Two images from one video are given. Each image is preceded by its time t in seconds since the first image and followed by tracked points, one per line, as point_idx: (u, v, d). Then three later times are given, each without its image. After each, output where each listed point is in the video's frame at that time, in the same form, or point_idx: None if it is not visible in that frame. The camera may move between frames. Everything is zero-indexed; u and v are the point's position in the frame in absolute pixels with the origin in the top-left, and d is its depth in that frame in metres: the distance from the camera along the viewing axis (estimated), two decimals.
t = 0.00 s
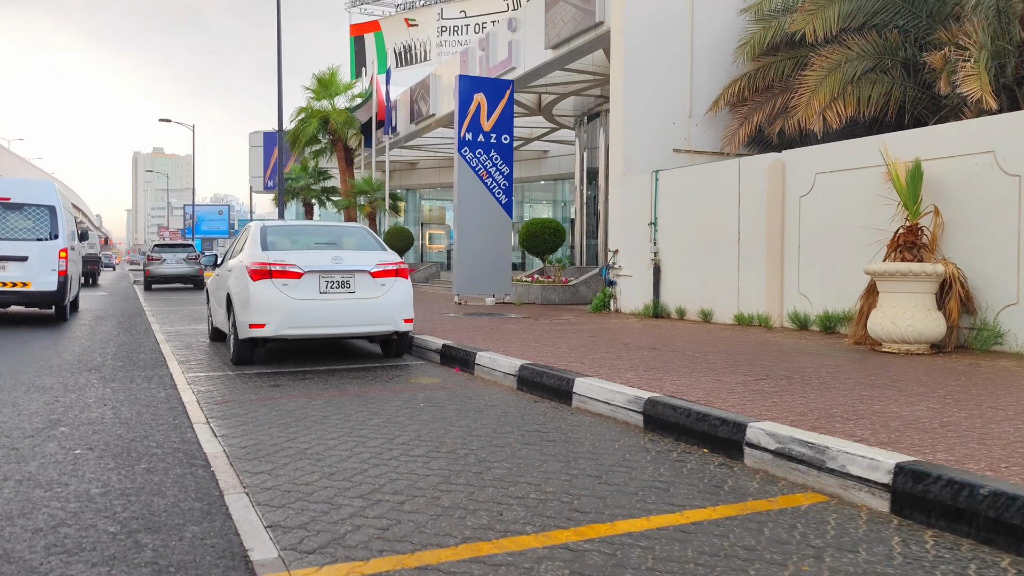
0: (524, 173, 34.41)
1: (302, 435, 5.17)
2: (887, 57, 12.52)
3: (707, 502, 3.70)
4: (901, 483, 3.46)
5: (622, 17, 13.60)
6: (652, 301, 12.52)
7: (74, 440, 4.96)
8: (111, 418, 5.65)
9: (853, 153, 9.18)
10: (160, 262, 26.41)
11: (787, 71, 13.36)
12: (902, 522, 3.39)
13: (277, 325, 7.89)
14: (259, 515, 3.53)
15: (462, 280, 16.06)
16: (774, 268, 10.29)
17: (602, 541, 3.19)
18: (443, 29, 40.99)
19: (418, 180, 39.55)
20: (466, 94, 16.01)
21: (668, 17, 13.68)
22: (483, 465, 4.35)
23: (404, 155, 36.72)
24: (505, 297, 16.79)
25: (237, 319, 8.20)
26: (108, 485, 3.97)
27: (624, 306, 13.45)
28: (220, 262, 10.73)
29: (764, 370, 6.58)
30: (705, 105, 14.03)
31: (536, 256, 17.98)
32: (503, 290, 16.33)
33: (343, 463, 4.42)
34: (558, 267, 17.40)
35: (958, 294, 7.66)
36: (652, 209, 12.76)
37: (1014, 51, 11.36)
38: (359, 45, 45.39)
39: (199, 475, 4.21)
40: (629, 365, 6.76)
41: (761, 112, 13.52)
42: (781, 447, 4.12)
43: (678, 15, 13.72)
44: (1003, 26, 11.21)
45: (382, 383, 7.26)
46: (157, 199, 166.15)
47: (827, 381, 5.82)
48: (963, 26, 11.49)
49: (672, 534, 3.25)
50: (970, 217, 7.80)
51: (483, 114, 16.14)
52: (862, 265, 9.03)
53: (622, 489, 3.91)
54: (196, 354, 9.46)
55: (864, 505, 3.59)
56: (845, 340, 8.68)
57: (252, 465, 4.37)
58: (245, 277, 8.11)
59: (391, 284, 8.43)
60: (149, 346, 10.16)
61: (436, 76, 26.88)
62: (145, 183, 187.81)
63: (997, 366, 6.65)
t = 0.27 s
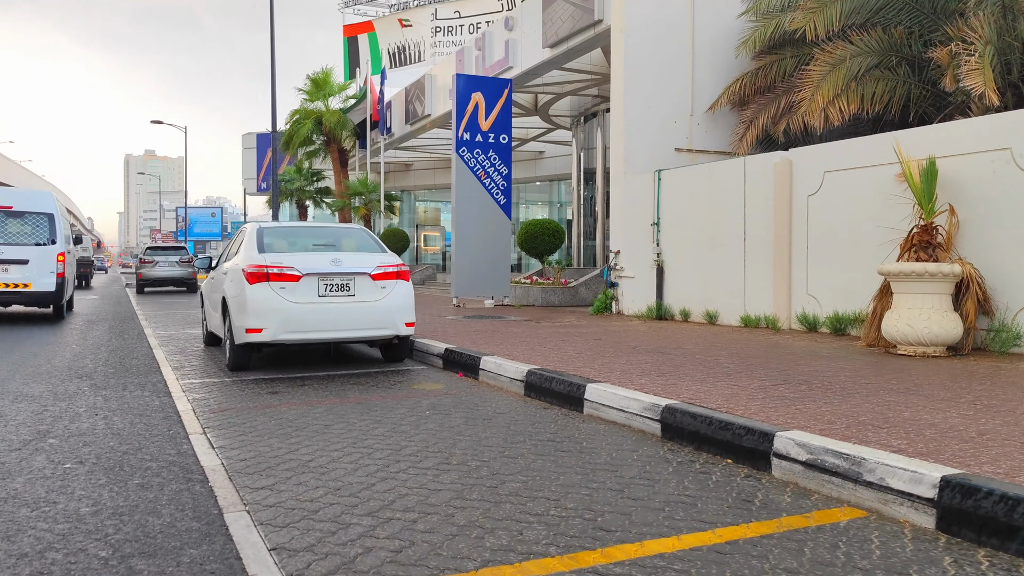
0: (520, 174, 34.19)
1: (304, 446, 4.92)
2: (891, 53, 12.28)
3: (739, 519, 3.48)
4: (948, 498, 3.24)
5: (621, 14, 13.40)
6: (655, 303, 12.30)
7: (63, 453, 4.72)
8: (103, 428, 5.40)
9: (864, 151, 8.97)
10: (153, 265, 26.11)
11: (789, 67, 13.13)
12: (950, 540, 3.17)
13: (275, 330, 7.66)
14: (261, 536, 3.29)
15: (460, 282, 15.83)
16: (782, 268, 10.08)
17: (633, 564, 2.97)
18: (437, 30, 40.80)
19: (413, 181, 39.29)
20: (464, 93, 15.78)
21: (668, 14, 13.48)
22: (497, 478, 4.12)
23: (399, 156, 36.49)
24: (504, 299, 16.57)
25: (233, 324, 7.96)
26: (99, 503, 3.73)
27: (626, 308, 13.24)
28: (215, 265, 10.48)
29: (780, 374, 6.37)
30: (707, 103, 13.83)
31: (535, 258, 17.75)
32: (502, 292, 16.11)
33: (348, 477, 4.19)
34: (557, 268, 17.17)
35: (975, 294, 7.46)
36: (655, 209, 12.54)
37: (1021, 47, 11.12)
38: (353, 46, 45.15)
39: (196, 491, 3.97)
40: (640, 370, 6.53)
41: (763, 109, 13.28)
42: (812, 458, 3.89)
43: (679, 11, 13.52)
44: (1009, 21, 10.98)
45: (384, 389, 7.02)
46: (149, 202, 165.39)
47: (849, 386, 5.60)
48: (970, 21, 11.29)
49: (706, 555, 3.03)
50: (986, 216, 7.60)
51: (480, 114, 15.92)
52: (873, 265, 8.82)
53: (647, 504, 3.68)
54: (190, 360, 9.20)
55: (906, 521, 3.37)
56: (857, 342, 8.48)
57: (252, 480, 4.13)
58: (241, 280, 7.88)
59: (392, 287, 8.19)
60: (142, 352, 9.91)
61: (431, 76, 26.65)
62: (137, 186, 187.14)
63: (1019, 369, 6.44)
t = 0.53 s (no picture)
0: (517, 176, 34.02)
1: (308, 457, 4.73)
2: (895, 52, 12.08)
3: (771, 534, 3.30)
4: (994, 512, 3.07)
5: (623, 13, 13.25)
6: (659, 305, 12.14)
7: (57, 465, 4.52)
8: (99, 438, 5.21)
9: (874, 150, 8.82)
10: (148, 268, 25.85)
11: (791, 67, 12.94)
12: (997, 557, 3.00)
13: (275, 335, 7.46)
14: (267, 555, 3.10)
15: (460, 285, 15.64)
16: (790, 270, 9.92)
17: None
18: (433, 31, 40.64)
19: (409, 184, 39.07)
20: (463, 94, 15.60)
21: (670, 12, 13.34)
22: (512, 490, 3.93)
23: (395, 158, 36.31)
24: (504, 302, 16.38)
25: (232, 329, 7.76)
26: (94, 520, 3.53)
27: (629, 310, 13.06)
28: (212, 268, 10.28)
29: (796, 378, 6.20)
30: (710, 103, 13.68)
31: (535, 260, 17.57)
32: (502, 295, 15.93)
33: (356, 490, 4.00)
34: (558, 270, 16.99)
35: (992, 295, 7.31)
36: (658, 211, 12.38)
37: None
38: (348, 48, 44.93)
39: (197, 505, 3.78)
40: (652, 375, 6.36)
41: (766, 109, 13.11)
42: (843, 468, 3.72)
43: (681, 10, 13.38)
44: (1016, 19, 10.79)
45: (388, 395, 6.84)
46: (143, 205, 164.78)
47: (870, 391, 5.43)
48: (975, 17, 11.09)
49: None
50: (1002, 216, 7.45)
51: (479, 114, 15.75)
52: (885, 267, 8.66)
53: (672, 518, 3.50)
54: (187, 365, 8.99)
55: (948, 536, 3.20)
56: (869, 345, 8.31)
57: (256, 494, 3.94)
58: (240, 283, 7.68)
59: (394, 290, 8.00)
60: (138, 357, 9.69)
61: (428, 77, 26.46)
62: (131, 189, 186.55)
63: None
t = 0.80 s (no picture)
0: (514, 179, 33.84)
1: (314, 472, 4.51)
2: (901, 51, 11.77)
3: (814, 555, 3.09)
4: None
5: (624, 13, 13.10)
6: (664, 309, 11.94)
7: (51, 482, 4.29)
8: (94, 452, 4.98)
9: (887, 150, 8.63)
10: (142, 274, 25.58)
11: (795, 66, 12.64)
12: None
13: (276, 342, 7.24)
14: None
15: (460, 289, 15.42)
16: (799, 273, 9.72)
17: None
18: (428, 34, 40.51)
19: (405, 188, 38.85)
20: (462, 96, 15.41)
21: (672, 12, 13.18)
22: (533, 508, 3.72)
23: (391, 162, 36.13)
24: (505, 306, 16.17)
25: (230, 336, 7.53)
26: (91, 544, 3.31)
27: (633, 314, 12.85)
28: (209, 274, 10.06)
29: (816, 384, 6.00)
30: (714, 104, 13.50)
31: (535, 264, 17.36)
32: (503, 299, 15.72)
33: (367, 508, 3.78)
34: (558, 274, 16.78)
35: (1012, 299, 7.12)
36: (662, 213, 12.19)
37: None
38: (343, 52, 44.72)
39: (200, 526, 3.56)
40: (667, 382, 6.16)
41: (768, 109, 12.84)
42: (885, 482, 3.52)
43: (683, 9, 13.22)
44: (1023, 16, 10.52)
45: (393, 405, 6.62)
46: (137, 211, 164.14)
47: (896, 399, 5.24)
48: (984, 15, 10.82)
49: None
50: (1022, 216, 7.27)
51: (479, 116, 15.56)
52: (899, 269, 8.47)
53: (707, 538, 3.29)
54: (184, 374, 8.76)
55: (1004, 556, 3.00)
56: (884, 349, 8.12)
57: (262, 513, 3.73)
58: (239, 289, 7.46)
59: (398, 295, 7.79)
60: (133, 366, 9.45)
61: (425, 80, 26.27)
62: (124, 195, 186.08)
63: None
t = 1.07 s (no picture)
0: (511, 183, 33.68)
1: (319, 486, 4.31)
2: (906, 52, 11.50)
3: None
4: None
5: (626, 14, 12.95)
6: (669, 314, 11.77)
7: (44, 500, 4.08)
8: (89, 467, 4.77)
9: (899, 150, 8.47)
10: (137, 280, 25.33)
11: (799, 66, 12.36)
12: None
13: (277, 350, 7.05)
14: None
15: (460, 294, 15.23)
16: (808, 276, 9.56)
17: None
18: (425, 38, 40.40)
19: (402, 192, 38.65)
20: (461, 98, 15.25)
21: (674, 12, 13.04)
22: (553, 525, 3.53)
23: (388, 166, 35.98)
24: (506, 311, 15.98)
25: (230, 344, 7.34)
26: (86, 568, 3.11)
27: (636, 319, 12.68)
28: (206, 280, 9.85)
29: (835, 391, 5.82)
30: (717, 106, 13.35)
31: (536, 268, 17.18)
32: (503, 304, 15.53)
33: (378, 526, 3.58)
34: (559, 279, 16.60)
35: None
36: (666, 216, 12.03)
37: None
38: (339, 56, 44.54)
39: (201, 547, 3.36)
40: (680, 389, 5.98)
41: (770, 109, 12.60)
42: (925, 497, 3.34)
43: (686, 9, 13.08)
44: None
45: (398, 414, 6.42)
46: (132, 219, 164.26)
47: (921, 406, 5.06)
48: (991, 14, 10.57)
49: None
50: None
51: (479, 119, 15.40)
52: (912, 272, 8.31)
53: (741, 557, 3.11)
54: (181, 383, 8.54)
55: None
56: (898, 354, 7.95)
57: (267, 532, 3.53)
58: (238, 295, 7.26)
59: (402, 301, 7.60)
60: (128, 375, 9.24)
61: (422, 84, 26.09)
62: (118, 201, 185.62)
63: None
